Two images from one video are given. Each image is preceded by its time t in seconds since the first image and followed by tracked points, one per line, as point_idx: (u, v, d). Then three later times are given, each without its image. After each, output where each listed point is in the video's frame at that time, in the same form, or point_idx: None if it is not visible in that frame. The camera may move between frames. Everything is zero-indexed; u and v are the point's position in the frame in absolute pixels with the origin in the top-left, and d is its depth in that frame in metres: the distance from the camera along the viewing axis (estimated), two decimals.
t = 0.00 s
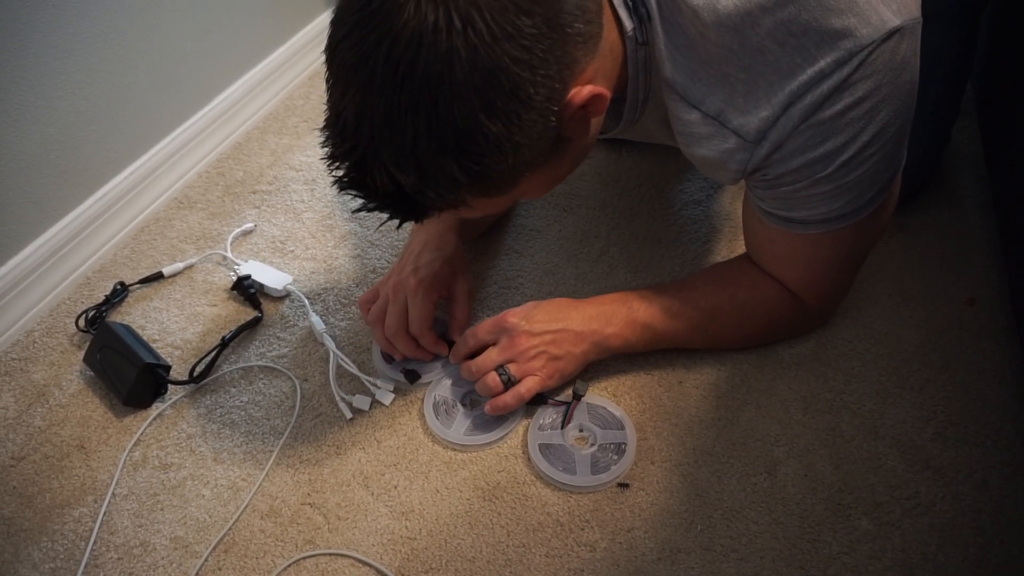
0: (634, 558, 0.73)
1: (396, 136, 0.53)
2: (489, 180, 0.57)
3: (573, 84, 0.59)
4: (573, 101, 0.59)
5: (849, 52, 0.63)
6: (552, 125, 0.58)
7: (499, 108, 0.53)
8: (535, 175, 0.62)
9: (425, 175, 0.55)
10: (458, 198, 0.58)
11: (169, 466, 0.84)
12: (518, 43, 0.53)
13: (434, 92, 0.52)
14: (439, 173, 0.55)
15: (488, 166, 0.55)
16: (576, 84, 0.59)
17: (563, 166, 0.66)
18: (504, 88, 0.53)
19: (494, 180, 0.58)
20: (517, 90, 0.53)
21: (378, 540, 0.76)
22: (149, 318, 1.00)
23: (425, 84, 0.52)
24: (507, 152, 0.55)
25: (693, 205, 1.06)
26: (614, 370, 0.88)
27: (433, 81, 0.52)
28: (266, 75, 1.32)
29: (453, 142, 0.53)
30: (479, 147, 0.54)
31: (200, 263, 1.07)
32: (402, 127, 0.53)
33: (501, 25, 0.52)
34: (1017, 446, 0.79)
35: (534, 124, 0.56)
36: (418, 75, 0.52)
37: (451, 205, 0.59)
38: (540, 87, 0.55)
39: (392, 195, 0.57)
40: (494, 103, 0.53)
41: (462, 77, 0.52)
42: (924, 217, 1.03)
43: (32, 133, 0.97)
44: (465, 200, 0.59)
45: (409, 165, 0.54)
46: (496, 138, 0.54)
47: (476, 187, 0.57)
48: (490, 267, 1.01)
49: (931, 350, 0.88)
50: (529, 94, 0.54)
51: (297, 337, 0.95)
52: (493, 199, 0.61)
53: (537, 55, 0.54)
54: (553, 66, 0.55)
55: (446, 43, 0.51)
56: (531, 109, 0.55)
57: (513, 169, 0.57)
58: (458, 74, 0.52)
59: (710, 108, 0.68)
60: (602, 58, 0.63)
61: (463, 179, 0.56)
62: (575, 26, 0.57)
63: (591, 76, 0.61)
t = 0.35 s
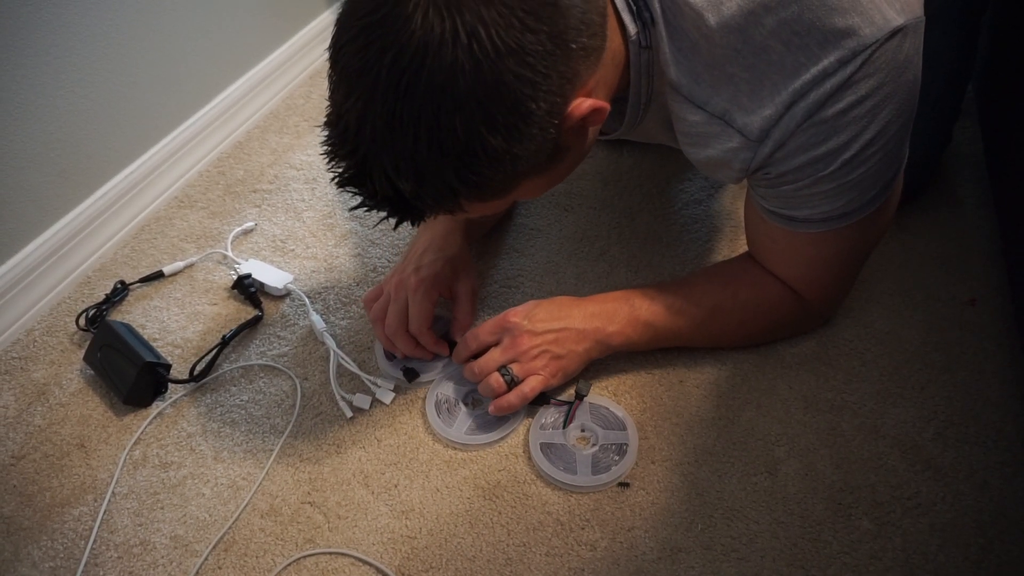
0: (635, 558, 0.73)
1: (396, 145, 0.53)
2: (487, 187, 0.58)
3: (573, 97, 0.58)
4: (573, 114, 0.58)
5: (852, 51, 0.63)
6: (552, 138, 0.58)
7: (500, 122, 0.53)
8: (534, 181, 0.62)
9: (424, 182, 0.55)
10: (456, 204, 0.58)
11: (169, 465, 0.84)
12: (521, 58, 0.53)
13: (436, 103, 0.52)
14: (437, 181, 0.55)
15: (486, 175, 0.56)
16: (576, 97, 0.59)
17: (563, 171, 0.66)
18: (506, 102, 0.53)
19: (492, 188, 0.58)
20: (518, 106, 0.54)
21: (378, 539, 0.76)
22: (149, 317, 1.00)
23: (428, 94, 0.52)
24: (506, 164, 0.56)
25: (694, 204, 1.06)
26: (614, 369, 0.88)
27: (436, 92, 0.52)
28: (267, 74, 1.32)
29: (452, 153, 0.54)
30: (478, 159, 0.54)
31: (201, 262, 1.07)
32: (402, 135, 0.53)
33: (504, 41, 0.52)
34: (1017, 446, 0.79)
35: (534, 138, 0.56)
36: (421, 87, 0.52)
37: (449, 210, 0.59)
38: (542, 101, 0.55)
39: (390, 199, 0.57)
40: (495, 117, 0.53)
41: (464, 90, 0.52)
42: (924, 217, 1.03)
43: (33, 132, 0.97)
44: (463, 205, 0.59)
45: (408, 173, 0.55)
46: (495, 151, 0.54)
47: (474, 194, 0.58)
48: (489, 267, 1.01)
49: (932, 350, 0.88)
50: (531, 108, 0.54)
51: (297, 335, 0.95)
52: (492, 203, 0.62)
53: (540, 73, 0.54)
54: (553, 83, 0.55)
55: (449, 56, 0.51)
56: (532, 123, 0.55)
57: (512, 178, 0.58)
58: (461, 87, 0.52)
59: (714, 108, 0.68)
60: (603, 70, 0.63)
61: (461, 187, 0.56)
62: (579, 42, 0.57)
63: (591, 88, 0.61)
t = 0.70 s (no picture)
0: (635, 556, 0.73)
1: (403, 147, 0.53)
2: (494, 188, 0.57)
3: (578, 95, 0.58)
4: (578, 112, 0.58)
5: (854, 50, 0.63)
6: (558, 136, 0.57)
7: (506, 121, 0.53)
8: (539, 182, 0.62)
9: (431, 183, 0.55)
10: (463, 205, 0.58)
11: (169, 463, 0.84)
12: (527, 56, 0.53)
13: (442, 104, 0.52)
14: (445, 182, 0.55)
15: (493, 176, 0.56)
16: (581, 95, 0.59)
17: (567, 172, 0.66)
18: (512, 101, 0.53)
19: (499, 189, 0.58)
20: (525, 104, 0.53)
21: (378, 537, 0.76)
22: (150, 315, 1.00)
23: (433, 96, 0.52)
24: (513, 163, 0.56)
25: (695, 203, 1.06)
26: (614, 368, 0.88)
27: (442, 94, 0.52)
28: (267, 72, 1.32)
29: (459, 153, 0.53)
30: (485, 159, 0.54)
31: (201, 259, 1.07)
32: (408, 137, 0.53)
33: (509, 40, 0.52)
34: (1018, 445, 0.79)
35: (540, 136, 0.56)
36: (427, 89, 0.52)
37: (455, 210, 0.59)
38: (547, 99, 0.55)
39: (397, 202, 0.57)
40: (502, 117, 0.53)
41: (470, 90, 0.52)
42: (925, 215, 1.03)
43: (34, 130, 0.97)
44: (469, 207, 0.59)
45: (415, 175, 0.54)
46: (502, 150, 0.54)
47: (481, 195, 0.58)
48: (489, 265, 1.01)
49: (933, 348, 0.88)
50: (537, 107, 0.54)
51: (298, 334, 0.95)
52: (497, 204, 0.62)
53: (546, 71, 0.54)
54: (557, 80, 0.55)
55: (455, 58, 0.51)
56: (538, 122, 0.55)
57: (518, 178, 0.58)
58: (467, 88, 0.52)
59: (715, 108, 0.68)
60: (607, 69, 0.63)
61: (468, 188, 0.56)
62: (582, 38, 0.57)
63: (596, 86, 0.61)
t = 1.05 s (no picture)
0: (635, 556, 0.73)
1: (407, 133, 0.53)
2: (499, 176, 0.57)
3: (584, 81, 0.58)
4: (586, 95, 0.59)
5: (858, 51, 0.62)
6: (563, 122, 0.58)
7: (511, 105, 0.53)
8: (544, 174, 0.62)
9: (435, 171, 0.55)
10: (467, 195, 0.58)
11: (170, 462, 0.84)
12: (530, 38, 0.53)
13: (445, 89, 0.52)
14: (449, 168, 0.55)
15: (498, 162, 0.55)
16: (586, 81, 0.59)
17: (571, 167, 0.66)
18: (517, 84, 0.53)
19: (504, 177, 0.58)
20: (529, 87, 0.53)
21: (378, 536, 0.76)
22: (150, 315, 1.00)
23: (436, 82, 0.52)
24: (519, 149, 0.55)
25: (695, 202, 1.06)
26: (615, 368, 0.88)
27: (444, 79, 0.52)
28: (268, 72, 1.32)
29: (464, 139, 0.53)
30: (490, 144, 0.54)
31: (201, 259, 1.07)
32: (412, 123, 0.53)
33: (511, 19, 0.52)
34: (1018, 445, 0.79)
35: (546, 121, 0.56)
36: (429, 73, 0.52)
37: (459, 202, 0.59)
38: (552, 82, 0.55)
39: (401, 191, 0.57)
40: (506, 100, 0.53)
41: (474, 74, 0.52)
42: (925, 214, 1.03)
43: (34, 129, 0.97)
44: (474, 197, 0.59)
45: (419, 163, 0.54)
46: (508, 135, 0.54)
47: (486, 184, 0.57)
48: (489, 264, 1.01)
49: (933, 348, 0.88)
50: (542, 90, 0.54)
51: (298, 333, 0.95)
52: (502, 195, 0.61)
53: (551, 53, 0.54)
54: (563, 62, 0.55)
55: (458, 38, 0.51)
56: (543, 105, 0.55)
57: (523, 167, 0.57)
58: (471, 71, 0.52)
59: (716, 108, 0.68)
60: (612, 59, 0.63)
61: (473, 176, 0.56)
62: (586, 21, 0.57)
63: (601, 74, 0.61)
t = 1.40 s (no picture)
0: (635, 557, 0.73)
1: (372, 63, 0.51)
2: (467, 121, 0.55)
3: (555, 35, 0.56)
4: (559, 49, 0.56)
5: (828, 46, 0.61)
6: (536, 75, 0.56)
7: (482, 40, 0.51)
8: (518, 131, 0.61)
9: (402, 110, 0.53)
10: (433, 137, 0.56)
11: (170, 464, 0.84)
12: None
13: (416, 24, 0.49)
14: (416, 105, 0.52)
15: (467, 108, 0.54)
16: (559, 32, 0.56)
17: (542, 132, 0.64)
18: (491, 28, 0.51)
19: (473, 126, 0.56)
20: (504, 32, 0.52)
21: (378, 537, 0.76)
22: (150, 316, 1.00)
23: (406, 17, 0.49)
24: (490, 93, 0.54)
25: (695, 203, 1.06)
26: (615, 368, 0.88)
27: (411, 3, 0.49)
28: (267, 73, 1.32)
29: (433, 78, 0.51)
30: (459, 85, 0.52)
31: (201, 260, 1.07)
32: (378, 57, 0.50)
33: None
34: (1018, 445, 0.79)
35: (519, 68, 0.54)
36: None
37: (426, 146, 0.57)
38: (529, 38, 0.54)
39: (365, 124, 0.55)
40: (478, 35, 0.51)
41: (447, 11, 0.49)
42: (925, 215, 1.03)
43: (34, 130, 0.97)
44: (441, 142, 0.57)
45: (385, 96, 0.52)
46: (478, 77, 0.53)
47: (454, 128, 0.56)
48: (487, 266, 1.01)
49: (933, 348, 0.88)
50: (518, 38, 0.53)
51: (298, 334, 0.95)
52: (470, 150, 0.60)
53: None
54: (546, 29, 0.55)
55: None
56: (517, 51, 0.53)
57: (492, 112, 0.56)
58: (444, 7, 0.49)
59: (688, 92, 0.68)
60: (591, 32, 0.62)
61: (441, 119, 0.54)
62: None
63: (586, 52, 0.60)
